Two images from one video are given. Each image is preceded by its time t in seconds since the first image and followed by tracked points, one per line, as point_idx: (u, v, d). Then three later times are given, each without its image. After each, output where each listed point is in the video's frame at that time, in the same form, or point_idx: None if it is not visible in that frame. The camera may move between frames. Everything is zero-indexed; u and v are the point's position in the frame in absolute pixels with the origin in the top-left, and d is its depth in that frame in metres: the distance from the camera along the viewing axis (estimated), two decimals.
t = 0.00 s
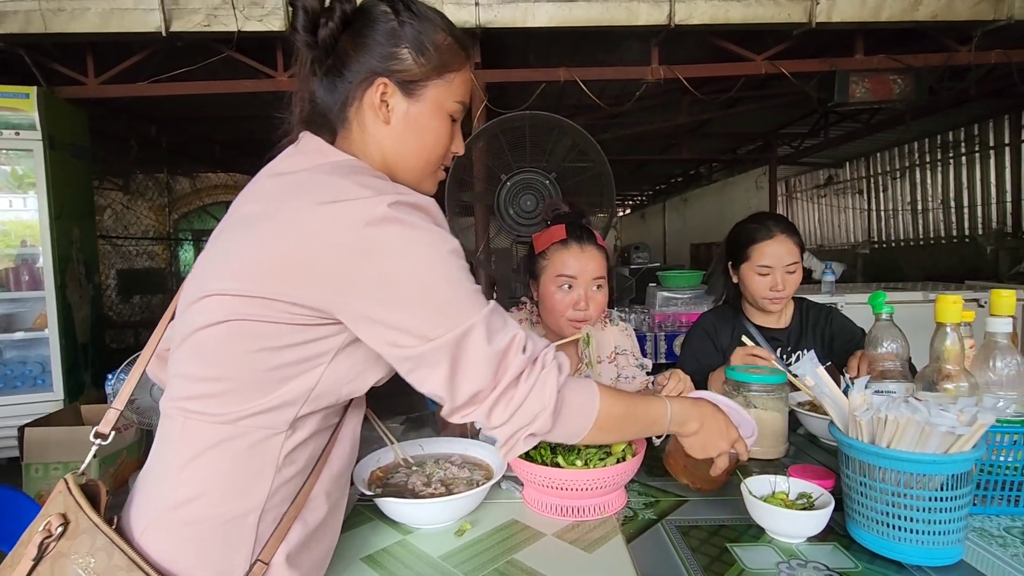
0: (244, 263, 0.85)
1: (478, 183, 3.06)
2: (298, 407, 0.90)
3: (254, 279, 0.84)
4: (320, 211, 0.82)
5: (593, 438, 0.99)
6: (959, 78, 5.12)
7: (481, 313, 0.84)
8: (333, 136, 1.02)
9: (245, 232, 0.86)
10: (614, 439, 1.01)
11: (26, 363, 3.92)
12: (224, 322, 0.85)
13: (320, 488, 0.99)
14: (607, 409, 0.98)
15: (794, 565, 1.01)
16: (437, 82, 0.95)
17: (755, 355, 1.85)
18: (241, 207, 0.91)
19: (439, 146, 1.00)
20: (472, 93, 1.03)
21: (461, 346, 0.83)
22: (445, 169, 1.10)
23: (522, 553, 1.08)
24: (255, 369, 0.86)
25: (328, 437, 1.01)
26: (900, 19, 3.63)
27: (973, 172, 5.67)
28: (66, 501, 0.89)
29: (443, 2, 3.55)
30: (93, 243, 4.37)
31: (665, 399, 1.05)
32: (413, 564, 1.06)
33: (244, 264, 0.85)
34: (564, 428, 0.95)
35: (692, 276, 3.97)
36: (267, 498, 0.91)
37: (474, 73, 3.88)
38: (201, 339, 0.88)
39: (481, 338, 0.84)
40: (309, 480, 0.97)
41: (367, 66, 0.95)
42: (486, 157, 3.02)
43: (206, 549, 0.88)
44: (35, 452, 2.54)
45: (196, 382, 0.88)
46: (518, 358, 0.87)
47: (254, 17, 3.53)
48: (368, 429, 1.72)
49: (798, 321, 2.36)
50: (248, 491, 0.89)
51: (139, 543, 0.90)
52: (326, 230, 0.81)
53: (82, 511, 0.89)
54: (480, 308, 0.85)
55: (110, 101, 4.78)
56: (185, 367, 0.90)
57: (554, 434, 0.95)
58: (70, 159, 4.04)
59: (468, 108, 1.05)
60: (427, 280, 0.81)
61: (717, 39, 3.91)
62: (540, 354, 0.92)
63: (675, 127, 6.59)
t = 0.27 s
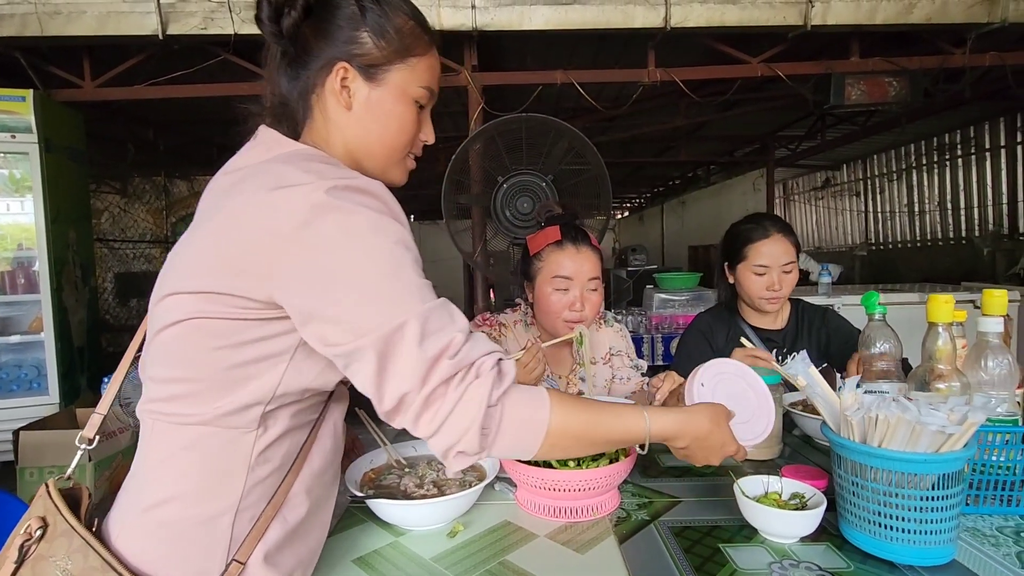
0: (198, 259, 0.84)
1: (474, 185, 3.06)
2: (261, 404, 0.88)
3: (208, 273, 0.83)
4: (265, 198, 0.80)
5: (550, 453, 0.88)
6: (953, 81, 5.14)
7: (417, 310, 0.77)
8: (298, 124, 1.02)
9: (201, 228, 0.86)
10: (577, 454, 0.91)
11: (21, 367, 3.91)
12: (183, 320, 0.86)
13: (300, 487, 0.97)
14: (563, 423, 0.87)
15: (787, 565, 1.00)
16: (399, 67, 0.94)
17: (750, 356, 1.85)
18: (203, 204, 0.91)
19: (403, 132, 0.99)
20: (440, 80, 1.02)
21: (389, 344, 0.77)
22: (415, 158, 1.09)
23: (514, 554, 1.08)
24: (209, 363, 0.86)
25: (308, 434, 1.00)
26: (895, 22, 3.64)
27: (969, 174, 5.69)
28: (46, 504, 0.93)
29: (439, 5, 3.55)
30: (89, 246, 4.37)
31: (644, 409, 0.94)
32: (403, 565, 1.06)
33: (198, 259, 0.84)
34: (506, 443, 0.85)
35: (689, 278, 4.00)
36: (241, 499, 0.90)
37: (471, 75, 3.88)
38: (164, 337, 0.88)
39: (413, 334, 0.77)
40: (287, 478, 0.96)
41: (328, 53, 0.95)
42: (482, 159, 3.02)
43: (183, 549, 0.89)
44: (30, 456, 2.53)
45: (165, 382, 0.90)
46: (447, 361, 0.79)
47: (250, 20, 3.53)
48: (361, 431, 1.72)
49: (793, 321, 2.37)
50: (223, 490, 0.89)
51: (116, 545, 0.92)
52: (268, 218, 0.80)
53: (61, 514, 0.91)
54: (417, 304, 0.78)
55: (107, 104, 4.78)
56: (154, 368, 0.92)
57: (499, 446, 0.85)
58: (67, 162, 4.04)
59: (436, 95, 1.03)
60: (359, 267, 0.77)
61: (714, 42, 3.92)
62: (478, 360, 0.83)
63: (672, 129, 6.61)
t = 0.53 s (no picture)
0: (172, 255, 0.84)
1: (474, 185, 3.06)
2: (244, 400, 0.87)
3: (181, 268, 0.84)
4: (232, 190, 0.80)
5: (507, 464, 0.84)
6: (952, 82, 5.14)
7: (370, 307, 0.75)
8: (277, 114, 1.03)
9: (175, 224, 0.86)
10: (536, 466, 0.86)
11: (19, 368, 3.89)
12: (161, 318, 0.86)
13: (292, 485, 0.96)
14: (520, 432, 0.83)
15: (788, 565, 1.00)
16: (372, 49, 0.93)
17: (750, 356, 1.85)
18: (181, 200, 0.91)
19: (379, 117, 0.97)
20: (419, 64, 1.01)
21: (339, 342, 0.75)
22: (397, 145, 1.07)
23: (514, 554, 1.07)
24: (184, 358, 0.86)
25: (299, 431, 0.99)
26: (893, 24, 3.65)
27: (967, 176, 5.70)
28: (36, 507, 0.93)
29: (438, 7, 3.55)
30: (88, 247, 4.36)
31: (614, 419, 0.88)
32: (402, 565, 1.06)
33: (172, 255, 0.84)
34: (456, 452, 0.81)
35: (690, 278, 3.98)
36: (231, 497, 0.90)
37: (470, 76, 3.88)
38: (145, 336, 0.88)
39: (364, 330, 0.75)
40: (279, 474, 0.95)
41: (299, 40, 0.96)
42: (482, 159, 3.01)
43: (174, 548, 0.88)
44: (28, 457, 2.52)
45: (151, 381, 0.90)
46: (392, 365, 0.76)
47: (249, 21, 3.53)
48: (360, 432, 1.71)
49: (794, 321, 2.36)
50: (213, 489, 0.89)
51: (107, 546, 0.92)
52: (234, 209, 0.79)
53: (50, 516, 0.91)
54: (372, 301, 0.76)
55: (107, 105, 4.78)
56: (136, 367, 0.92)
57: (449, 455, 0.81)
58: (65, 163, 4.03)
59: (416, 80, 1.02)
60: (315, 257, 0.76)
61: (713, 44, 3.93)
62: (428, 365, 0.79)
63: (671, 131, 6.61)
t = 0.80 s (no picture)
0: (172, 256, 0.84)
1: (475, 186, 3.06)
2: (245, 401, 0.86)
3: (180, 269, 0.84)
4: (227, 191, 0.80)
5: (490, 473, 0.83)
6: (953, 85, 5.15)
7: (359, 312, 0.74)
8: (276, 112, 1.03)
9: (174, 223, 0.86)
10: (520, 473, 0.86)
11: (20, 368, 3.89)
12: (162, 320, 0.86)
13: (296, 484, 0.96)
14: (501, 441, 0.82)
15: (794, 567, 1.00)
16: (369, 43, 0.93)
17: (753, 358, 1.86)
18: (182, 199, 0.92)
19: (378, 112, 0.97)
20: (416, 58, 1.01)
21: (326, 346, 0.75)
22: (396, 141, 1.07)
23: (519, 555, 1.07)
24: (181, 358, 0.86)
25: (302, 431, 0.99)
26: (894, 26, 3.65)
27: (968, 178, 5.70)
28: (41, 508, 0.92)
29: (439, 8, 3.55)
30: (89, 247, 4.36)
31: (600, 424, 0.88)
32: (406, 566, 1.06)
33: (172, 255, 0.85)
34: (438, 460, 0.80)
35: (691, 280, 3.97)
36: (236, 498, 0.90)
37: (471, 78, 3.89)
38: (147, 336, 0.89)
39: (351, 335, 0.74)
40: (283, 474, 0.95)
41: (299, 38, 0.96)
42: (483, 160, 3.01)
43: (179, 549, 0.88)
44: (28, 458, 2.52)
45: (155, 382, 0.90)
46: (374, 374, 0.75)
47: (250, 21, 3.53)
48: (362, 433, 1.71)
49: (798, 323, 2.36)
50: (218, 488, 0.89)
51: (113, 546, 0.92)
52: (229, 209, 0.79)
53: (55, 517, 0.91)
54: (362, 306, 0.75)
55: (108, 105, 4.78)
56: (138, 367, 0.92)
57: (430, 463, 0.81)
58: (66, 163, 4.03)
59: (414, 74, 1.02)
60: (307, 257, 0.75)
61: (714, 46, 3.93)
62: (411, 375, 0.78)
63: (672, 133, 6.62)
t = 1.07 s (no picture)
0: (174, 257, 0.85)
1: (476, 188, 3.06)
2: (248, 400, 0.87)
3: (182, 270, 0.84)
4: (225, 194, 0.81)
5: (491, 469, 0.83)
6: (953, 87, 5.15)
7: (360, 313, 0.75)
8: (275, 112, 1.03)
9: (176, 224, 0.86)
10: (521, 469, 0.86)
11: (20, 368, 3.89)
12: (165, 321, 0.86)
13: (300, 483, 0.97)
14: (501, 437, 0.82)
15: (796, 568, 1.00)
16: (369, 43, 0.93)
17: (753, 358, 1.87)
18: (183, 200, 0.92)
19: (377, 112, 0.97)
20: (417, 58, 1.01)
21: (327, 347, 0.75)
22: (395, 141, 1.07)
23: (521, 556, 1.07)
24: (183, 360, 0.86)
25: (305, 430, 0.99)
26: (894, 28, 3.66)
27: (967, 181, 5.71)
28: (48, 508, 0.93)
29: (440, 9, 3.56)
30: (89, 247, 4.36)
31: (598, 413, 0.88)
32: (408, 565, 1.06)
33: (175, 255, 0.85)
34: (439, 460, 0.81)
35: (691, 281, 3.98)
36: (240, 497, 0.90)
37: (471, 78, 3.89)
38: (150, 336, 0.89)
39: (352, 336, 0.74)
40: (287, 473, 0.95)
41: (299, 38, 0.96)
42: (484, 161, 3.02)
43: (183, 548, 0.88)
44: (28, 458, 2.52)
45: (159, 384, 0.90)
46: (376, 374, 0.75)
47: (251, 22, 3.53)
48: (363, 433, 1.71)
49: (798, 324, 2.37)
50: (222, 487, 0.89)
51: (119, 544, 0.92)
52: (229, 211, 0.80)
53: (62, 516, 0.92)
54: (363, 307, 0.75)
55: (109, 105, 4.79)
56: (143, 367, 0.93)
57: (431, 463, 0.81)
58: (66, 163, 4.03)
59: (414, 75, 1.02)
60: (306, 259, 0.76)
61: (714, 47, 3.94)
62: (413, 375, 0.78)
63: (672, 134, 6.62)
